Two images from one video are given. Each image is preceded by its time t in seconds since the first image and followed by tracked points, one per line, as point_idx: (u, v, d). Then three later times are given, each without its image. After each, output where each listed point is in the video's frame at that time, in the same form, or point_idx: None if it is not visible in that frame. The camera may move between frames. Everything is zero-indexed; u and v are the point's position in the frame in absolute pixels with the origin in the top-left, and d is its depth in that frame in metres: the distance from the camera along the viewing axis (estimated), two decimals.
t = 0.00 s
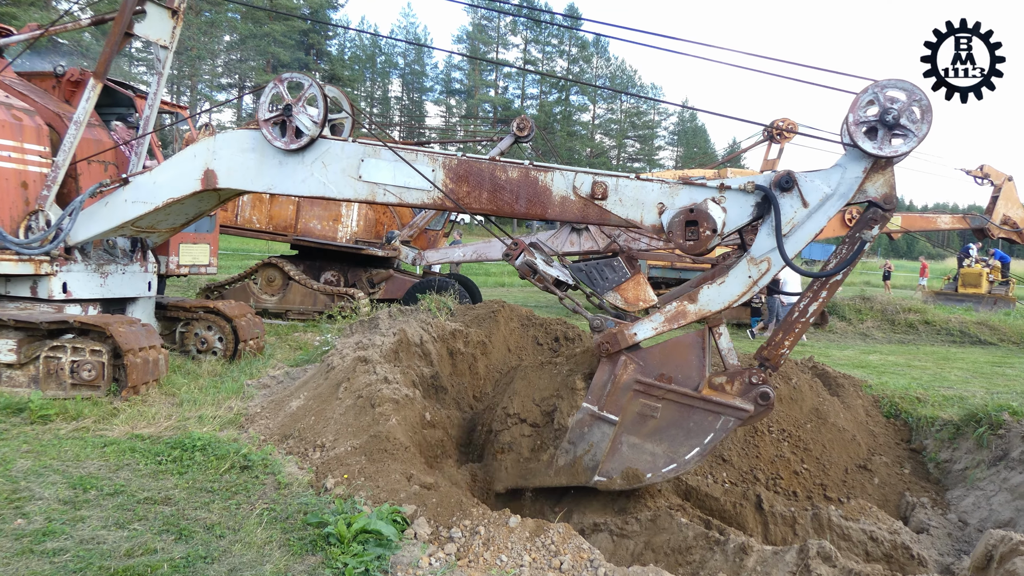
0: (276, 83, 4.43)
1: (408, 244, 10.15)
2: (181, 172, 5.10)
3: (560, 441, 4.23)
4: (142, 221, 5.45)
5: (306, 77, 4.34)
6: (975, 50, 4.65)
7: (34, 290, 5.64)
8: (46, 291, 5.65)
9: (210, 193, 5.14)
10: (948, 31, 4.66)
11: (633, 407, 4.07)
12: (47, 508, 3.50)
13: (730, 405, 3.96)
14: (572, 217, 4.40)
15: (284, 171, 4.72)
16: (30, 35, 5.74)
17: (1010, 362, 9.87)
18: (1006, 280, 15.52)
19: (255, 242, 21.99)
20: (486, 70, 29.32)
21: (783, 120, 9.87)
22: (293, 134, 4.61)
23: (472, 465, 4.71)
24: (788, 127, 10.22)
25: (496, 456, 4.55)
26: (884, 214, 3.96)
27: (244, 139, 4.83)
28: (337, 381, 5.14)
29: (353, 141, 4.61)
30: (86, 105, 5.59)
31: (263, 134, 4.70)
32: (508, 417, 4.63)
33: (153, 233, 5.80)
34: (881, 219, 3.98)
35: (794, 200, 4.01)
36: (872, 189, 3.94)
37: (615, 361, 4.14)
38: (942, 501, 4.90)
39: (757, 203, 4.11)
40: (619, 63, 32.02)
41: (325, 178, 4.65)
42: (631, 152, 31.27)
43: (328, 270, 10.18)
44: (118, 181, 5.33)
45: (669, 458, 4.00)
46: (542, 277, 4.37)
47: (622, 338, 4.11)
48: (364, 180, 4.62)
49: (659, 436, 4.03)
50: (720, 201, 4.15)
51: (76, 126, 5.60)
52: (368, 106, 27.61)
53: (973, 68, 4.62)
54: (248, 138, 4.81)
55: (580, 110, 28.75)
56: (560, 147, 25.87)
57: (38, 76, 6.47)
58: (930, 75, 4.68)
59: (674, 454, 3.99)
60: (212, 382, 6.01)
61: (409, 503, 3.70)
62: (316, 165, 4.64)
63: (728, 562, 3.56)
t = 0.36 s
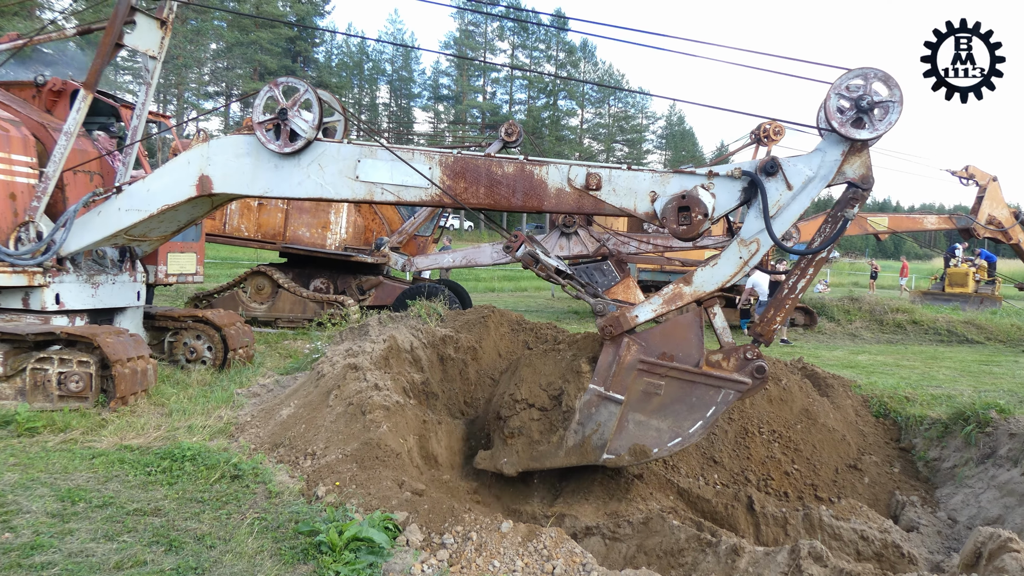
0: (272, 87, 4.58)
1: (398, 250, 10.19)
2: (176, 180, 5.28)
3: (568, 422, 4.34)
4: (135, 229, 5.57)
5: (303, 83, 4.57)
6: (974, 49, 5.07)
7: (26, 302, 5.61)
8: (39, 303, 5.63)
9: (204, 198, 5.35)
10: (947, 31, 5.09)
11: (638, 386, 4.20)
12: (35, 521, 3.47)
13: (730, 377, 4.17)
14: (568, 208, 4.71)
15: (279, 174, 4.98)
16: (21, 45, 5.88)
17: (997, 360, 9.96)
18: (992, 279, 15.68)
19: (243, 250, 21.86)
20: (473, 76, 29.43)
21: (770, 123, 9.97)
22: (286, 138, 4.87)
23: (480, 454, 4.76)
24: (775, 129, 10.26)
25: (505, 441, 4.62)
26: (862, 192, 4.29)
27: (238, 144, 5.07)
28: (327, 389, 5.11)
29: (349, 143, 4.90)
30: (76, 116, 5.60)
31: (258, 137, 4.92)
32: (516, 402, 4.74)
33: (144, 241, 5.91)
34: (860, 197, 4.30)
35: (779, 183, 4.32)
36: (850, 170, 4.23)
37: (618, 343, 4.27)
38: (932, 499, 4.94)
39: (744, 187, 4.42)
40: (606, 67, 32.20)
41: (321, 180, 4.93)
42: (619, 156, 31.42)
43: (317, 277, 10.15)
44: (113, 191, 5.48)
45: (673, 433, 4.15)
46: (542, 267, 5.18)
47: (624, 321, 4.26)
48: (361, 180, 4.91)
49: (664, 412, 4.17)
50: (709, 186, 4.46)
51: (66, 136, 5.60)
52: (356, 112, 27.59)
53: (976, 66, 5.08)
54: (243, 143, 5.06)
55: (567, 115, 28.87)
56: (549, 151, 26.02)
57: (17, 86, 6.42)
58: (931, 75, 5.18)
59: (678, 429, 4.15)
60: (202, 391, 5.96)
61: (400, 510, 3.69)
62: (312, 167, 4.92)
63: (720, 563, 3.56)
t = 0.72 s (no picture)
0: (267, 88, 4.84)
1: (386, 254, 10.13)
2: (172, 182, 5.39)
3: (577, 400, 4.63)
4: (131, 233, 5.67)
5: (300, 85, 4.84)
6: (973, 50, 5.49)
7: (20, 308, 5.59)
8: (33, 310, 5.62)
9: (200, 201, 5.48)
10: (948, 29, 5.53)
11: (641, 362, 4.60)
12: (22, 530, 3.42)
13: (725, 350, 4.61)
14: (562, 196, 5.06)
15: (277, 173, 5.21)
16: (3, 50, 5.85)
17: (984, 358, 10.03)
18: (978, 278, 15.81)
19: (231, 256, 21.68)
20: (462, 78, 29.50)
21: (757, 124, 10.07)
22: (281, 138, 5.11)
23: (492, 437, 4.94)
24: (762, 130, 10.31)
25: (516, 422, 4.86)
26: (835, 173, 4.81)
27: (235, 146, 5.27)
28: (317, 394, 5.07)
29: (347, 142, 5.16)
30: (69, 122, 5.57)
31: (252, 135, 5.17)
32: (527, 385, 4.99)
33: (139, 246, 5.99)
34: (833, 178, 4.83)
35: (760, 167, 4.81)
36: (823, 154, 4.75)
37: (620, 324, 4.65)
38: (921, 497, 4.97)
39: (728, 172, 4.91)
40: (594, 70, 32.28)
41: (319, 178, 5.18)
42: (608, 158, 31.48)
43: (306, 281, 10.11)
44: (107, 195, 5.57)
45: (676, 405, 4.55)
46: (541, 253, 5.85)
47: (625, 303, 4.63)
48: (359, 178, 5.19)
49: (666, 387, 4.58)
50: (694, 173, 4.94)
51: (58, 143, 5.57)
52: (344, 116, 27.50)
53: (970, 65, 5.49)
54: (239, 145, 5.25)
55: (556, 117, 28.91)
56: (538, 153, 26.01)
57: None
58: (931, 75, 5.68)
59: (680, 402, 4.56)
60: (191, 397, 5.92)
61: (392, 514, 3.68)
62: (310, 165, 5.18)
63: (711, 564, 3.56)
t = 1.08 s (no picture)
0: (271, 91, 4.96)
1: (382, 258, 10.15)
2: (175, 187, 5.50)
3: (586, 380, 4.82)
4: (134, 238, 5.74)
5: (304, 90, 4.98)
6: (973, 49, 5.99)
7: (24, 316, 5.60)
8: (38, 317, 5.62)
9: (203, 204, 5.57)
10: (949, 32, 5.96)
11: (644, 342, 4.82)
12: (18, 538, 3.41)
13: (721, 327, 4.87)
14: (560, 188, 5.18)
15: (280, 175, 5.31)
16: None
17: (980, 358, 10.06)
18: (973, 278, 15.86)
19: (227, 261, 21.64)
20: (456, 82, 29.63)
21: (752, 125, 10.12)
22: (282, 140, 5.23)
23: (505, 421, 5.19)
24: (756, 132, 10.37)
25: (529, 405, 5.04)
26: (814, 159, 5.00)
27: (237, 149, 5.37)
28: (314, 399, 5.06)
29: (349, 143, 5.25)
30: (70, 130, 5.56)
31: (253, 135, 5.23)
32: (537, 369, 5.21)
33: (139, 250, 6.07)
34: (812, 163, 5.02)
35: (744, 156, 4.99)
36: (802, 142, 4.94)
37: (623, 307, 4.85)
38: (919, 498, 4.98)
39: (715, 161, 5.08)
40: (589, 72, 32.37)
41: (323, 178, 5.27)
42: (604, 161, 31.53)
43: (302, 286, 10.09)
44: (111, 201, 5.65)
45: (678, 380, 4.77)
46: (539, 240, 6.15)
47: (627, 287, 4.80)
48: (362, 177, 5.27)
49: (669, 364, 4.81)
50: (683, 163, 5.09)
51: (60, 151, 5.57)
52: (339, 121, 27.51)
53: (970, 64, 5.96)
54: (242, 148, 5.36)
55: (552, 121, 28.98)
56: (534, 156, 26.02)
57: None
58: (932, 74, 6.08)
59: (682, 377, 4.79)
60: (187, 404, 5.91)
61: (389, 519, 3.68)
62: (313, 166, 5.27)
63: (709, 566, 3.56)
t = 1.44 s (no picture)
0: (283, 93, 5.17)
1: (385, 262, 10.19)
2: (186, 189, 5.65)
3: (596, 364, 5.12)
4: (146, 240, 5.87)
5: (315, 94, 5.22)
6: (973, 48, 6.20)
7: (37, 319, 5.68)
8: (52, 320, 5.71)
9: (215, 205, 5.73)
10: (949, 32, 6.18)
11: (650, 327, 5.22)
12: (23, 540, 3.42)
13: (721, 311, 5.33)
14: (563, 183, 5.44)
15: (291, 176, 5.50)
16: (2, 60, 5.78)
17: (984, 366, 10.03)
18: (977, 285, 15.81)
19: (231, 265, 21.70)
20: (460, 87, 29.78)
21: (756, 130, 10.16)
22: (290, 143, 5.43)
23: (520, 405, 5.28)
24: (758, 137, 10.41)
25: (542, 389, 5.25)
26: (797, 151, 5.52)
27: (247, 151, 5.54)
28: (317, 403, 5.06)
29: (358, 144, 5.47)
30: (83, 137, 5.65)
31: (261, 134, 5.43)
32: (547, 355, 5.32)
33: (147, 254, 6.19)
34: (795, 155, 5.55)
35: (735, 149, 5.45)
36: (787, 134, 5.44)
37: (630, 295, 5.23)
38: (923, 507, 4.97)
39: (708, 155, 5.49)
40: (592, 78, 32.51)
41: (333, 178, 5.49)
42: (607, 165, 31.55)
43: (306, 290, 10.13)
44: (122, 205, 5.77)
45: (683, 361, 5.21)
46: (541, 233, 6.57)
47: (633, 276, 5.23)
48: (372, 176, 5.51)
49: (673, 347, 5.24)
50: (680, 157, 5.45)
51: (72, 156, 5.63)
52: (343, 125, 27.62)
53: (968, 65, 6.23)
54: (251, 150, 5.53)
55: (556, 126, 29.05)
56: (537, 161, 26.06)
57: None
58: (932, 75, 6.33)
59: (686, 358, 5.22)
60: (191, 407, 5.93)
61: (392, 524, 3.68)
62: (323, 167, 5.48)
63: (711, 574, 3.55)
